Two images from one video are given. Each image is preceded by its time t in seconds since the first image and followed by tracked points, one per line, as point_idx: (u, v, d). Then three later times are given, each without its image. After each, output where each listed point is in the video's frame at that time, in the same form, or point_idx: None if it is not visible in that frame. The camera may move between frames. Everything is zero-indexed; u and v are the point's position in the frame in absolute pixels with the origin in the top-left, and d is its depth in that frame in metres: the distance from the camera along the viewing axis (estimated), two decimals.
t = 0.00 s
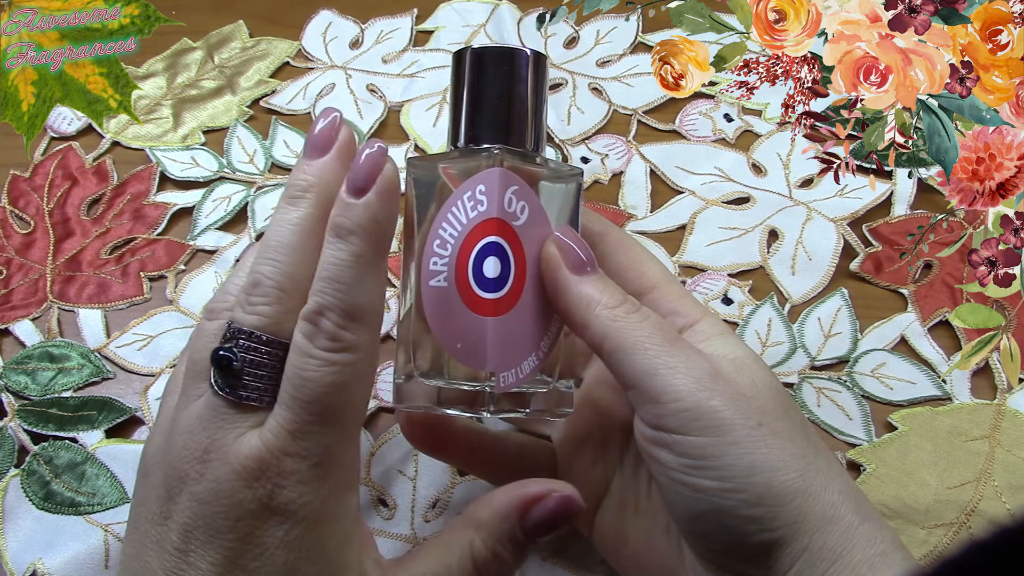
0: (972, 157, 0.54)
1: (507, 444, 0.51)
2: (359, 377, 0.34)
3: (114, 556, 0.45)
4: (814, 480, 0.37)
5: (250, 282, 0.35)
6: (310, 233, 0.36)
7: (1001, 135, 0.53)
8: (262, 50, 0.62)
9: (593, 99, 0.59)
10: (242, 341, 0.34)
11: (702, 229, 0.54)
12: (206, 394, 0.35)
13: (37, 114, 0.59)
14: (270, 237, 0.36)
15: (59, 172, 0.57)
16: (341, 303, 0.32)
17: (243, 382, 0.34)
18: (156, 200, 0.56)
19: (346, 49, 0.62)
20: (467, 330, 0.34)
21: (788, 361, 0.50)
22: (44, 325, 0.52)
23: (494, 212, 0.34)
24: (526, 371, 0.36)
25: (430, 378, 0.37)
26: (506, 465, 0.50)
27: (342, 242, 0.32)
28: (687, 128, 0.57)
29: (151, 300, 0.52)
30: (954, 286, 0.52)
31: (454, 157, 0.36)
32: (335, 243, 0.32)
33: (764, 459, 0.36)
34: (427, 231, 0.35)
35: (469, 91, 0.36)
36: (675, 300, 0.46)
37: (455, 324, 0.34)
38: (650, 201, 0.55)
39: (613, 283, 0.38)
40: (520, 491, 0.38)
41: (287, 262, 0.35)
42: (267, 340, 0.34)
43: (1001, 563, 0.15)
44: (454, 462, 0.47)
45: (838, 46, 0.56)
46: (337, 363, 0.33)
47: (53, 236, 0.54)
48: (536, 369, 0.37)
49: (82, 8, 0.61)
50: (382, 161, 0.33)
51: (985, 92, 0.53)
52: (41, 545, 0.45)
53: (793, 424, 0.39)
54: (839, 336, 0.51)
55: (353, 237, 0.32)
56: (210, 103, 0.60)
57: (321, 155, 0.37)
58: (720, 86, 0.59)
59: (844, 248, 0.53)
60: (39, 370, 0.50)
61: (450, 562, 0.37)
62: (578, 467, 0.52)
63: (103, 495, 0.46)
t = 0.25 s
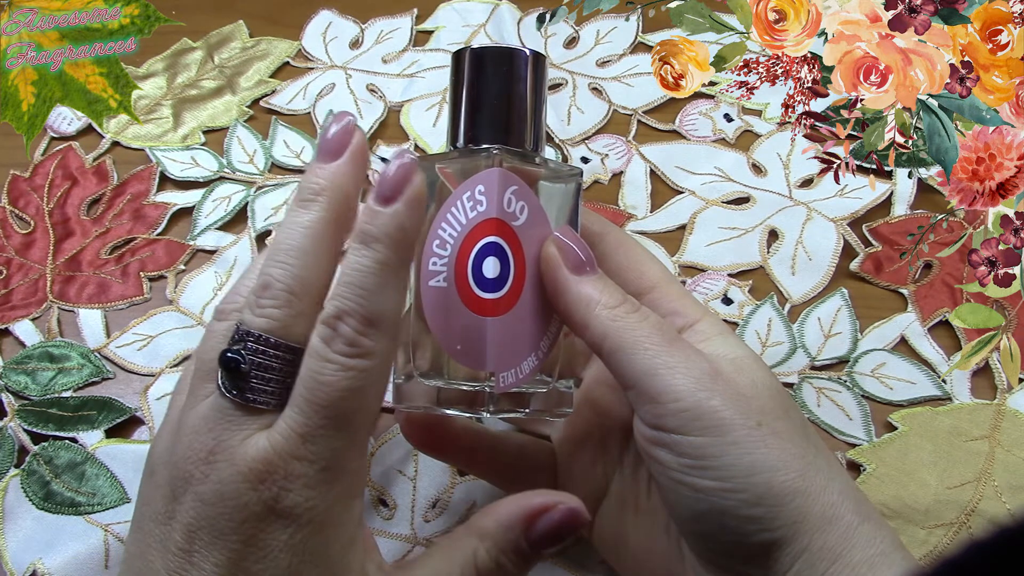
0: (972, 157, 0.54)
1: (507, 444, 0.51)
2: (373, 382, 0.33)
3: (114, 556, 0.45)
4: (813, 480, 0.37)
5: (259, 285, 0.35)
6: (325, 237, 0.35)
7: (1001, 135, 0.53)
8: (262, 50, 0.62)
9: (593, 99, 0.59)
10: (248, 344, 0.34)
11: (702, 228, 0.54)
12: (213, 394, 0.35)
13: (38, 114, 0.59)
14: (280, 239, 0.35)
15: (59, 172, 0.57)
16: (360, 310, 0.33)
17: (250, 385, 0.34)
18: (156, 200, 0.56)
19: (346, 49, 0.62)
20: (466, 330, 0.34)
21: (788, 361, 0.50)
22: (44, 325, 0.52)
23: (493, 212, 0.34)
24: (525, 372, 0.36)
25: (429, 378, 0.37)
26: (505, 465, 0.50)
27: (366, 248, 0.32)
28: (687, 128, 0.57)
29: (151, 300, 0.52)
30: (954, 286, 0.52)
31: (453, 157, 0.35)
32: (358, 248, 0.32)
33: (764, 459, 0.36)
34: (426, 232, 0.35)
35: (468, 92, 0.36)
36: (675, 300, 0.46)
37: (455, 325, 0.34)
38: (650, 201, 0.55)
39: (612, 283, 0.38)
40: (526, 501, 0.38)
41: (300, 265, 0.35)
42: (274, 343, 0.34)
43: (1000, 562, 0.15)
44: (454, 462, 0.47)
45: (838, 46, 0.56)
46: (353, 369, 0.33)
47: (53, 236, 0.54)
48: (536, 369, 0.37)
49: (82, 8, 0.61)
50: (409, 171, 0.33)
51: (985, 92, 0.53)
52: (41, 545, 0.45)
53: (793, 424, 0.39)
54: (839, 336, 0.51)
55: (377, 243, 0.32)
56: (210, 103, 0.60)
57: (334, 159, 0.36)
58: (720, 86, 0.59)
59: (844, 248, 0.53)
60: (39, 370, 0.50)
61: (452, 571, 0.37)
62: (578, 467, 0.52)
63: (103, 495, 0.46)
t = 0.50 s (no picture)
0: (972, 157, 0.54)
1: (507, 445, 0.51)
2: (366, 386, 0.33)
3: (114, 556, 0.45)
4: (813, 480, 0.37)
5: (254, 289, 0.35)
6: (310, 246, 0.34)
7: (1001, 135, 0.53)
8: (262, 50, 0.62)
9: (593, 99, 0.59)
10: (242, 349, 0.35)
11: (702, 229, 0.54)
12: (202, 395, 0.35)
13: (38, 114, 0.59)
14: (277, 244, 0.35)
15: (59, 172, 0.57)
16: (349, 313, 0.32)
17: (241, 389, 0.34)
18: (156, 200, 0.56)
19: (346, 49, 0.62)
20: (466, 330, 0.34)
21: (788, 361, 0.50)
22: (44, 325, 0.52)
23: (493, 212, 0.34)
24: (525, 371, 0.36)
25: (429, 378, 0.37)
26: (505, 465, 0.50)
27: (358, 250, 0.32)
28: (687, 128, 0.57)
29: (151, 300, 0.52)
30: (954, 286, 0.52)
31: (452, 157, 0.35)
32: (351, 250, 0.32)
33: (763, 459, 0.36)
34: (425, 231, 0.35)
35: (467, 92, 0.36)
36: (675, 300, 0.46)
37: (454, 324, 0.34)
38: (650, 201, 0.55)
39: (611, 282, 0.38)
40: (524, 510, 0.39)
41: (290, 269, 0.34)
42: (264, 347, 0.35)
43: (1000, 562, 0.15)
44: (454, 462, 0.48)
45: (838, 46, 0.56)
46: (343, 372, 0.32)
47: (53, 236, 0.54)
48: (535, 369, 0.37)
49: (82, 9, 0.61)
50: (345, 129, 0.36)
51: (985, 92, 0.53)
52: (41, 545, 0.45)
53: (792, 423, 0.39)
54: (838, 336, 0.51)
55: (370, 245, 0.32)
56: (210, 103, 0.60)
57: (328, 157, 0.35)
58: (720, 86, 0.59)
59: (844, 248, 0.53)
60: (39, 370, 0.50)
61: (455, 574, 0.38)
62: (578, 467, 0.52)
63: (103, 495, 0.46)
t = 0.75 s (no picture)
0: (972, 157, 0.54)
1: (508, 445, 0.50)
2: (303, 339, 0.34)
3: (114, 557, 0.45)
4: (813, 480, 0.37)
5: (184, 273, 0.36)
6: (233, 213, 0.35)
7: (1001, 135, 0.53)
8: (262, 50, 0.62)
9: (593, 99, 0.59)
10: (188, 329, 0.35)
11: (702, 229, 0.54)
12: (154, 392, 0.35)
13: (37, 114, 0.58)
14: (198, 223, 0.35)
15: (59, 172, 0.57)
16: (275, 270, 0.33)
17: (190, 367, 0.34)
18: (156, 200, 0.56)
19: (346, 49, 0.62)
20: (467, 330, 0.34)
21: (788, 361, 0.50)
22: (44, 325, 0.52)
23: (494, 211, 0.34)
24: (526, 371, 0.36)
25: (430, 378, 0.37)
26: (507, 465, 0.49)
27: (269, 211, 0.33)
28: (687, 128, 0.57)
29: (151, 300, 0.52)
30: (954, 286, 0.52)
31: (454, 157, 0.36)
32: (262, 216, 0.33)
33: (763, 459, 0.36)
34: (427, 231, 0.36)
35: (470, 92, 0.36)
36: (675, 300, 0.46)
37: (456, 323, 0.34)
38: (650, 201, 0.55)
39: (614, 282, 0.38)
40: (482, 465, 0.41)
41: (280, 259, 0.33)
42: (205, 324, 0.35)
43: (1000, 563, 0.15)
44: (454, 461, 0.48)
45: (838, 46, 0.56)
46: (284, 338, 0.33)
47: (53, 236, 0.54)
48: (537, 369, 0.37)
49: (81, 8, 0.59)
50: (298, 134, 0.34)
51: (985, 92, 0.53)
52: (41, 545, 0.45)
53: (793, 423, 0.39)
54: (839, 336, 0.51)
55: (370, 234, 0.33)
56: (210, 103, 0.60)
57: (229, 136, 0.35)
58: (720, 86, 0.59)
59: (844, 248, 0.53)
60: (39, 370, 0.50)
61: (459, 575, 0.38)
62: (578, 467, 0.51)
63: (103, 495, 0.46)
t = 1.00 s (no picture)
0: (972, 157, 0.54)
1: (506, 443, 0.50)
2: (385, 355, 0.35)
3: (114, 556, 0.45)
4: (813, 479, 0.37)
5: (290, 278, 0.37)
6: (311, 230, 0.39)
7: (1001, 135, 0.53)
8: (262, 50, 0.62)
9: (593, 99, 0.59)
10: (273, 319, 0.35)
11: (702, 229, 0.54)
12: (221, 380, 0.35)
13: (38, 114, 0.59)
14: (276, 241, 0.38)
15: (59, 172, 0.57)
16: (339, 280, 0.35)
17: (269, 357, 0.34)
18: (156, 200, 0.56)
19: (346, 49, 0.62)
20: (466, 329, 0.34)
21: (788, 361, 0.50)
22: (44, 325, 0.52)
23: (493, 211, 0.34)
24: (525, 371, 0.36)
25: (429, 377, 0.37)
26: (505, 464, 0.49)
27: (378, 240, 0.35)
28: (687, 128, 0.57)
29: (151, 300, 0.52)
30: (954, 286, 0.52)
31: (452, 157, 0.36)
32: (371, 243, 0.35)
33: (762, 458, 0.36)
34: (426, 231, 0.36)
35: (467, 92, 0.36)
36: (675, 299, 0.46)
37: (454, 323, 0.34)
38: (650, 201, 0.55)
39: (612, 282, 0.39)
40: (525, 467, 0.38)
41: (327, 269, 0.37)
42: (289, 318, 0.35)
43: (1000, 562, 0.15)
44: (453, 462, 0.48)
45: (838, 46, 0.56)
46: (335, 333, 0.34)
47: (53, 236, 0.54)
48: (535, 368, 0.36)
49: (83, 9, 0.61)
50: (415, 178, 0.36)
51: (985, 92, 0.53)
52: (41, 545, 0.45)
53: (792, 423, 0.39)
54: (839, 336, 0.51)
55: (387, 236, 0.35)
56: (210, 103, 0.60)
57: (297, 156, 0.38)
58: (720, 86, 0.59)
59: (844, 248, 0.53)
60: (39, 370, 0.50)
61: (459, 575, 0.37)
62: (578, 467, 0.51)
63: (103, 495, 0.46)
